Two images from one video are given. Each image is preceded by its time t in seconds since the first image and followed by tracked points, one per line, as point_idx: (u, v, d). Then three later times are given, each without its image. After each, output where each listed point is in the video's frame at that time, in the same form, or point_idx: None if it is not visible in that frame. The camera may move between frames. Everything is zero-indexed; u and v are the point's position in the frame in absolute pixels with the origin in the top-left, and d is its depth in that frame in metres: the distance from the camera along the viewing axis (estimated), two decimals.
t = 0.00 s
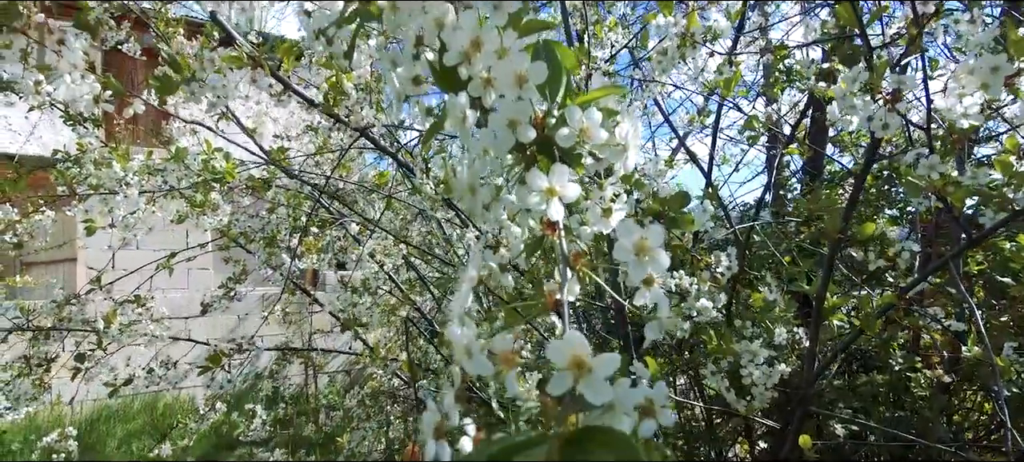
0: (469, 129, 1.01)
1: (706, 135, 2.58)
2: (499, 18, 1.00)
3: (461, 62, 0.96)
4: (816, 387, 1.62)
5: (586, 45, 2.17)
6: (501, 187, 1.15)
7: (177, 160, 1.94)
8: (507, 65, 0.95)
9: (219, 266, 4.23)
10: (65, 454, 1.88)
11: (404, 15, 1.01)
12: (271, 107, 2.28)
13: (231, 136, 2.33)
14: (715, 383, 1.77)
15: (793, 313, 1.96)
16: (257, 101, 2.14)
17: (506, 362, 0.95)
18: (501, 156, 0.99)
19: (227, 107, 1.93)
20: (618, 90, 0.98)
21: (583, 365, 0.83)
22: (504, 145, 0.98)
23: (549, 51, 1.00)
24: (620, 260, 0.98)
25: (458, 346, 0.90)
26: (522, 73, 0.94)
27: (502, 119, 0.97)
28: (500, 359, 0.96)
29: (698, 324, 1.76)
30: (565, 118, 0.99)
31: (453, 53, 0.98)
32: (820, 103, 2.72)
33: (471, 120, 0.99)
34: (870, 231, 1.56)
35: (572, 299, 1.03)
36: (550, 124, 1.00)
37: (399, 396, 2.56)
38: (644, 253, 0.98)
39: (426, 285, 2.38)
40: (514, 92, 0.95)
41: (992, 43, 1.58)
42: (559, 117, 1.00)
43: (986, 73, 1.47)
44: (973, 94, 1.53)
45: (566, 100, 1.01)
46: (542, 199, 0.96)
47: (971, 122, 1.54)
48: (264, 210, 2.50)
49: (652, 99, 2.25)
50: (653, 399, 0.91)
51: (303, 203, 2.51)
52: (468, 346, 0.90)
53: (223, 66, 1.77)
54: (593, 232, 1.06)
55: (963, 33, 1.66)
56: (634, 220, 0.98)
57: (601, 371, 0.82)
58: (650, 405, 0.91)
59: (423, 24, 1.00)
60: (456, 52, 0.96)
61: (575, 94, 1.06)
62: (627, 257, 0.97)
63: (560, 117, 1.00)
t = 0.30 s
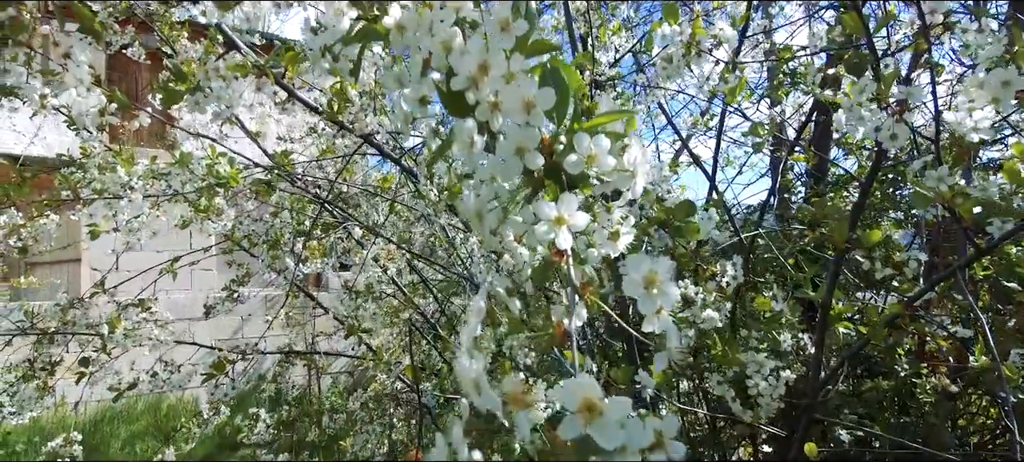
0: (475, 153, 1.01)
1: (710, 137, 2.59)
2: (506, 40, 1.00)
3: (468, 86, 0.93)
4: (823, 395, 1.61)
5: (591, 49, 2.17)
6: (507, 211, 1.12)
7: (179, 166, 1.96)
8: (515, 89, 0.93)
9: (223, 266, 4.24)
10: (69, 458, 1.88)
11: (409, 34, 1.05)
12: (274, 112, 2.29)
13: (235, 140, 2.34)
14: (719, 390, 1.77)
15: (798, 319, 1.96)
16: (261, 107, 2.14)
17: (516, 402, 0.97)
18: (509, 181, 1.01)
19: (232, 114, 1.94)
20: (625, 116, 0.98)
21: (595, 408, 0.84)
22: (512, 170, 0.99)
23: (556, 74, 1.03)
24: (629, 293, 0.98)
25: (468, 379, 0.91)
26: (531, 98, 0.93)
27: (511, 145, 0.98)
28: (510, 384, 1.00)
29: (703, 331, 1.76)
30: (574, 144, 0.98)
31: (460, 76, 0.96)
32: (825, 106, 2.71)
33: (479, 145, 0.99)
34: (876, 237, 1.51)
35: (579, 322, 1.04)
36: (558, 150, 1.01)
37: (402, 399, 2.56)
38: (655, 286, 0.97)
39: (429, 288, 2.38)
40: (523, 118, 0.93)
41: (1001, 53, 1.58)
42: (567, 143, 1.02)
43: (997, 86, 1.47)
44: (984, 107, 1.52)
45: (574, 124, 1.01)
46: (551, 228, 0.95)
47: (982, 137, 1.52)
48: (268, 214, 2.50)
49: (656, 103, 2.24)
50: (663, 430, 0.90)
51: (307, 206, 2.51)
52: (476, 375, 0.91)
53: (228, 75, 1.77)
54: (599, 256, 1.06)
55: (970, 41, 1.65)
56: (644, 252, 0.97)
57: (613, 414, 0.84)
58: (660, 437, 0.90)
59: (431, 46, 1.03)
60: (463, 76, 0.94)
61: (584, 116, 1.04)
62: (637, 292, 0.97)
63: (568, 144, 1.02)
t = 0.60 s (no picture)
0: (481, 170, 1.00)
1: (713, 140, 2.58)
2: (512, 57, 1.03)
3: (474, 103, 0.94)
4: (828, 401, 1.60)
5: (594, 53, 2.16)
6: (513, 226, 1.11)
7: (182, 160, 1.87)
8: (520, 106, 0.93)
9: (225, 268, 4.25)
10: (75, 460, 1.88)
11: (415, 49, 1.07)
12: (278, 116, 2.29)
13: (237, 145, 2.33)
14: (723, 396, 1.76)
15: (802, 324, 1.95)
16: (265, 112, 2.14)
17: (522, 427, 1.04)
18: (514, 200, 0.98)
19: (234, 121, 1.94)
20: (630, 133, 0.99)
21: (603, 435, 0.84)
22: (517, 189, 0.97)
23: (562, 87, 1.00)
24: (637, 314, 0.99)
25: (473, 401, 0.95)
26: (537, 116, 0.93)
27: (516, 162, 0.95)
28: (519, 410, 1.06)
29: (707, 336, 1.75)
30: (580, 162, 0.97)
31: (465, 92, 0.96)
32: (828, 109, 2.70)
33: (485, 163, 0.98)
34: (881, 242, 1.47)
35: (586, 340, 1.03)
36: (565, 168, 0.98)
37: (404, 401, 2.56)
38: (662, 305, 0.98)
39: (432, 290, 2.36)
40: (528, 135, 0.93)
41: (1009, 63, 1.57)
42: (574, 160, 0.99)
43: (1004, 99, 1.47)
44: (990, 120, 1.51)
45: (580, 141, 1.00)
46: (557, 247, 0.95)
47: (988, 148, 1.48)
48: (270, 218, 2.50)
49: (659, 106, 2.24)
50: (671, 451, 0.90)
51: (309, 210, 2.51)
52: (483, 397, 0.93)
53: (231, 83, 1.78)
54: (606, 271, 1.07)
55: (976, 48, 1.65)
56: (652, 273, 0.99)
57: (623, 442, 0.83)
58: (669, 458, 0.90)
59: (436, 61, 1.03)
60: (469, 93, 0.94)
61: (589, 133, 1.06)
62: (646, 313, 0.98)
63: (575, 161, 0.99)
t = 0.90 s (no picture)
0: (490, 186, 1.05)
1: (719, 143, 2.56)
2: (520, 72, 1.04)
3: (483, 120, 0.98)
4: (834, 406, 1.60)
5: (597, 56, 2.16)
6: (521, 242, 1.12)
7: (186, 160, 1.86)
8: (528, 124, 0.97)
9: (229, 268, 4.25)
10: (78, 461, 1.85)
11: (422, 64, 1.06)
12: (282, 119, 2.29)
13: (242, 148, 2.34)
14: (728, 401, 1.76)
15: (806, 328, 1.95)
16: (269, 116, 2.14)
17: (533, 453, 0.98)
18: (523, 218, 0.99)
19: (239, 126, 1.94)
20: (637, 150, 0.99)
21: None
22: (525, 208, 0.99)
23: (570, 103, 1.01)
24: (650, 337, 1.04)
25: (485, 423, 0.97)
26: (545, 133, 0.97)
27: (525, 181, 0.98)
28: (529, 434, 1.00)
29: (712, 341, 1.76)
30: (588, 180, 0.99)
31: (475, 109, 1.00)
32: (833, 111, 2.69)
33: (493, 180, 1.03)
34: (887, 248, 1.48)
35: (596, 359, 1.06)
36: (574, 186, 0.99)
37: (408, 403, 2.56)
38: (673, 329, 1.03)
39: (435, 293, 2.36)
40: (536, 153, 0.97)
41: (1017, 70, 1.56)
42: (582, 178, 1.00)
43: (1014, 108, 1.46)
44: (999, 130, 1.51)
45: (589, 159, 1.01)
46: (567, 266, 0.97)
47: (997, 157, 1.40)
48: (274, 220, 2.51)
49: (664, 109, 2.23)
50: None
51: (313, 213, 2.51)
52: (494, 420, 0.95)
53: (236, 88, 1.78)
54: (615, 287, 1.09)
55: (982, 55, 1.65)
56: (663, 298, 1.04)
57: None
58: None
59: (444, 77, 1.03)
60: (478, 110, 0.98)
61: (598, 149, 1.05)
62: (658, 336, 1.03)
63: (584, 178, 1.00)
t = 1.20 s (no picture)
0: (499, 206, 1.03)
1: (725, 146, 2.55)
2: (530, 88, 1.03)
3: (494, 139, 0.99)
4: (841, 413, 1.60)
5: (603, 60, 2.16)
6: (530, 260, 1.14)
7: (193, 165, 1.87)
8: (539, 143, 0.98)
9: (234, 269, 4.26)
10: None
11: (432, 79, 1.07)
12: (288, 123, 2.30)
13: (247, 152, 2.34)
14: (733, 407, 1.77)
15: (812, 333, 1.95)
16: (276, 120, 2.16)
17: None
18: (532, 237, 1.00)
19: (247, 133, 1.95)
20: (647, 170, 1.00)
21: None
22: (535, 227, 0.99)
23: (580, 120, 1.01)
24: (665, 362, 1.05)
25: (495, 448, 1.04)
26: (556, 154, 0.97)
27: (535, 202, 0.98)
28: None
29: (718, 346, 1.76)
30: (600, 200, 1.01)
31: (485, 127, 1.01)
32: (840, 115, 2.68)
33: (504, 200, 1.01)
34: (896, 257, 1.49)
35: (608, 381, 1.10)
36: (585, 206, 1.02)
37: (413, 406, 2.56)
38: (687, 354, 1.05)
39: (441, 296, 2.37)
40: (547, 172, 0.97)
41: None
42: (594, 198, 1.02)
43: None
44: (1012, 141, 1.50)
45: (599, 178, 1.02)
46: (579, 286, 1.04)
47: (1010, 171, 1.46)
48: (280, 224, 2.52)
49: (669, 112, 2.23)
50: None
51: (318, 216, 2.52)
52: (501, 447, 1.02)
53: (244, 96, 1.79)
54: (625, 304, 1.14)
55: (993, 62, 1.64)
56: (676, 323, 1.05)
57: None
58: None
59: (455, 94, 1.05)
60: (488, 128, 0.99)
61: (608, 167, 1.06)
62: (672, 361, 1.04)
63: (596, 198, 1.02)
